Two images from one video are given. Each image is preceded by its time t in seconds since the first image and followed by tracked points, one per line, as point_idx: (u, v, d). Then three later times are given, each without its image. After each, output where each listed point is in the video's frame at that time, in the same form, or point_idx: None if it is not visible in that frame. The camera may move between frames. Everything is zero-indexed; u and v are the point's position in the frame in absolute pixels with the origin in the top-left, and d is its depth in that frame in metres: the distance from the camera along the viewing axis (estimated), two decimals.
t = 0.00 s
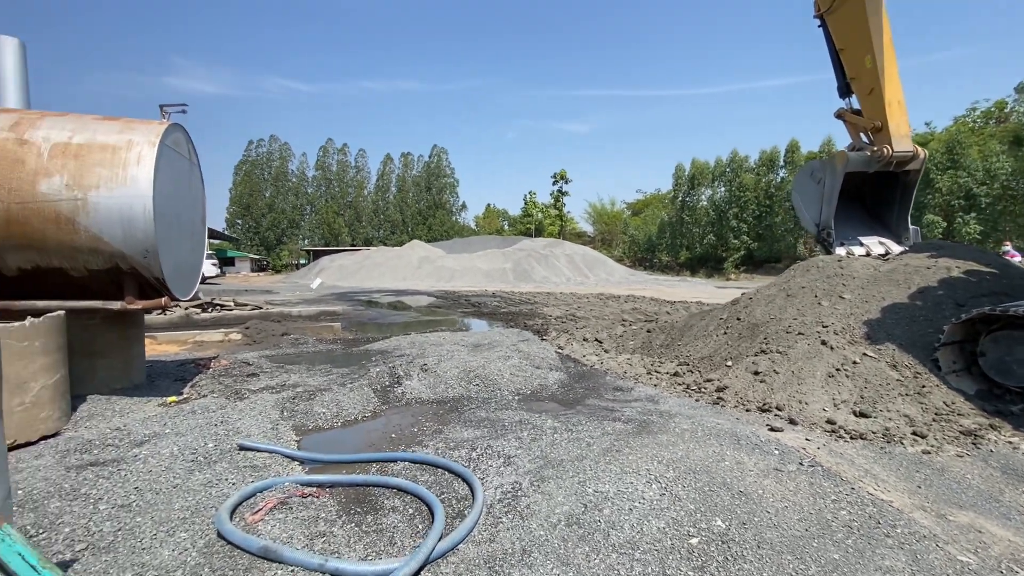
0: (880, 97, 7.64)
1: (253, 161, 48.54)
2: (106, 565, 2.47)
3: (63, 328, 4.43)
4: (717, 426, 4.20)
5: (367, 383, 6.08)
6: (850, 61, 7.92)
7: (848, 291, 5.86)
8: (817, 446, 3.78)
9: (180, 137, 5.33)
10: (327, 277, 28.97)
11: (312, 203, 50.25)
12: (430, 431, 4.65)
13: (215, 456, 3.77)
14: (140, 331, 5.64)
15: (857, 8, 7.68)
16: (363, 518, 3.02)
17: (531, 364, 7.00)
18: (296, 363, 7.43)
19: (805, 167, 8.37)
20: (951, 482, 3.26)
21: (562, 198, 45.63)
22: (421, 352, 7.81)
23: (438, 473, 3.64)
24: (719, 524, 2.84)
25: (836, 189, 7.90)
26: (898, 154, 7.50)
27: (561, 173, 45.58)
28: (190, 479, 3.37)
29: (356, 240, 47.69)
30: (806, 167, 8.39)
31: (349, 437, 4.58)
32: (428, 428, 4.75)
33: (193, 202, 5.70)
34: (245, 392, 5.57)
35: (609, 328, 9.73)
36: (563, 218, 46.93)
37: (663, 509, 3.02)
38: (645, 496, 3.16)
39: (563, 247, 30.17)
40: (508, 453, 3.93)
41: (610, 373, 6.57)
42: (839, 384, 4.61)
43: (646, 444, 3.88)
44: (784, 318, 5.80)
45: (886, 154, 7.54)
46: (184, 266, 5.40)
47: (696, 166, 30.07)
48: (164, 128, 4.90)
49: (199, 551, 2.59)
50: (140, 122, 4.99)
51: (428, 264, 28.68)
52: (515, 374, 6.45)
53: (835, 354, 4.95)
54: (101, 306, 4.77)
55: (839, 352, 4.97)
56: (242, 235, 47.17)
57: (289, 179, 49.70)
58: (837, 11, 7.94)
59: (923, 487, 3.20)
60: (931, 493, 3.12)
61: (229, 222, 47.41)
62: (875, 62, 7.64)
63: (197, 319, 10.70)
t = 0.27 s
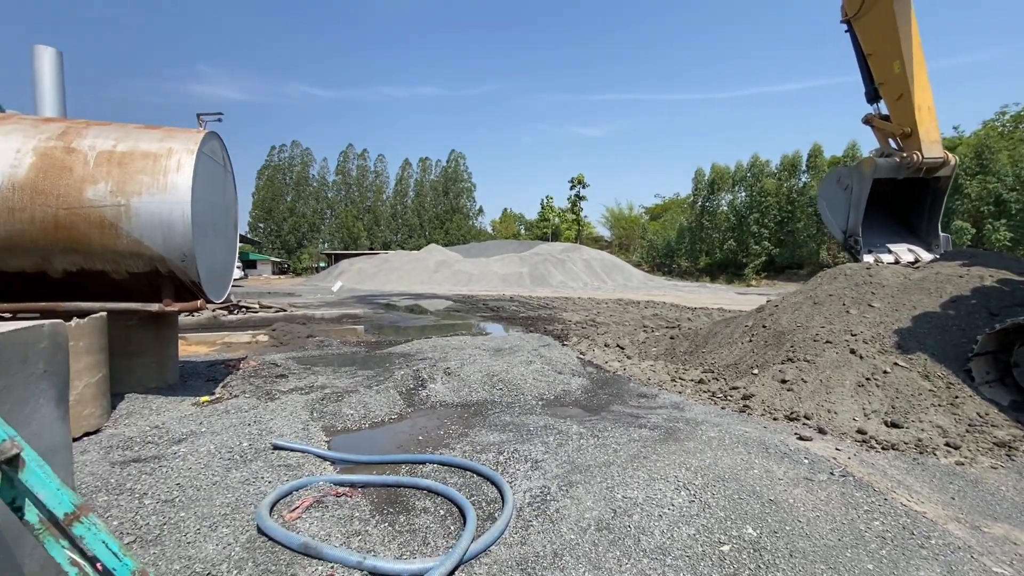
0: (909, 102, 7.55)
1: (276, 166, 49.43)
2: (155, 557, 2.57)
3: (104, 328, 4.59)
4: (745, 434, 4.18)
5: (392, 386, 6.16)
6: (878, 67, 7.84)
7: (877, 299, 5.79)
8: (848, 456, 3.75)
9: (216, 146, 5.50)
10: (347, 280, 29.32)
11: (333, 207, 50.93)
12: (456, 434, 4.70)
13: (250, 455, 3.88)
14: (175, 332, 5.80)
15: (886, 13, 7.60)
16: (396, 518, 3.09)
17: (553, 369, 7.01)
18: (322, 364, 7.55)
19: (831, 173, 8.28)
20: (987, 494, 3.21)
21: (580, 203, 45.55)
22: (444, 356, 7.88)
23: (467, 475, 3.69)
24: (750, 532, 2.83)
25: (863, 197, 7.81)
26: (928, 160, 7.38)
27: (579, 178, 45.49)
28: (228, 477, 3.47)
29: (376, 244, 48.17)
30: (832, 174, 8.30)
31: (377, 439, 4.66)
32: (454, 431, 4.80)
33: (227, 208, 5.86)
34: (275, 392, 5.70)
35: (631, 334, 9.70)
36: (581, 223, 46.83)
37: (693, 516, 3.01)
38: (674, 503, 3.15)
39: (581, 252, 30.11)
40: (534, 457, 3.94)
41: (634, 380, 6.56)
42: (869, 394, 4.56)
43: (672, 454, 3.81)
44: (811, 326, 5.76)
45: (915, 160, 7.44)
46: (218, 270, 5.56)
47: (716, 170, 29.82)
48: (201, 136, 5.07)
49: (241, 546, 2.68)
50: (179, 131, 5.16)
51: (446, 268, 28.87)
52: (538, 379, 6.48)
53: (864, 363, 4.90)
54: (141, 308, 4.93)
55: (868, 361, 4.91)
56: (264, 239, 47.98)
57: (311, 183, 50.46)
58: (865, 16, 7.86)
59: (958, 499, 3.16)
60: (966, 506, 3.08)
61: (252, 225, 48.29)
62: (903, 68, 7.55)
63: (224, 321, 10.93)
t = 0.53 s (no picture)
0: (922, 106, 7.50)
1: (286, 168, 49.84)
2: (175, 552, 2.62)
3: (122, 328, 4.66)
4: (756, 438, 4.17)
5: (403, 387, 6.21)
6: (891, 71, 7.81)
7: (890, 304, 5.77)
8: (861, 461, 3.74)
9: (232, 149, 5.58)
10: (356, 282, 29.49)
11: (342, 210, 51.24)
12: (467, 435, 4.73)
13: (266, 453, 3.93)
14: (189, 332, 5.88)
15: (899, 16, 7.56)
16: (410, 517, 3.11)
17: (563, 372, 7.02)
18: (333, 365, 7.62)
19: (843, 177, 8.25)
20: (1003, 501, 3.20)
21: (588, 206, 45.53)
22: (454, 358, 7.92)
23: (479, 476, 3.71)
24: (763, 536, 2.83)
25: (876, 201, 7.77)
26: (942, 164, 7.34)
27: (587, 181, 45.43)
28: (245, 475, 3.53)
29: (384, 246, 48.39)
30: (844, 178, 8.26)
31: (389, 439, 4.69)
32: (465, 433, 4.83)
33: (242, 211, 5.94)
34: (288, 392, 5.76)
35: (640, 338, 9.69)
36: (589, 226, 46.78)
37: (705, 519, 3.02)
38: (686, 506, 3.16)
39: (589, 255, 30.09)
40: (545, 459, 3.96)
41: (643, 383, 6.56)
42: (882, 399, 4.54)
43: (684, 454, 3.88)
44: (823, 330, 5.74)
45: (929, 164, 7.39)
46: (233, 271, 5.63)
47: (725, 174, 29.72)
48: (218, 140, 5.15)
49: (260, 543, 2.72)
50: (197, 135, 5.25)
51: (454, 271, 28.94)
52: (548, 381, 6.50)
53: (877, 368, 4.89)
54: (158, 308, 5.01)
55: (881, 366, 4.90)
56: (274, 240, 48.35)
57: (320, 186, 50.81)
58: (878, 19, 7.82)
59: (972, 505, 3.15)
60: (982, 512, 3.06)
61: (262, 227, 48.67)
62: (917, 72, 7.51)
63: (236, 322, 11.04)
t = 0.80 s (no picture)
0: (918, 110, 7.55)
1: (283, 168, 49.76)
2: (173, 553, 2.62)
3: (120, 327, 4.65)
4: (753, 439, 4.19)
5: (401, 387, 6.21)
6: (886, 75, 7.87)
7: (886, 306, 5.80)
8: (857, 462, 3.76)
9: (231, 149, 5.57)
10: (352, 282, 29.46)
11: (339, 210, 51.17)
12: (465, 436, 4.74)
13: (264, 453, 3.93)
14: (187, 332, 5.87)
15: (895, 19, 7.61)
16: (408, 517, 3.12)
17: (560, 373, 7.04)
18: (330, 366, 7.61)
19: (838, 180, 8.29)
20: (997, 501, 3.22)
21: (585, 207, 45.57)
22: (452, 358, 7.92)
23: (477, 477, 3.72)
24: (759, 536, 2.85)
25: (872, 203, 7.82)
26: (937, 167, 7.39)
27: (585, 182, 45.50)
28: (243, 475, 3.53)
29: (381, 246, 48.34)
30: (840, 180, 8.31)
31: (387, 440, 4.70)
32: (463, 433, 4.83)
33: (240, 211, 5.93)
34: (286, 393, 5.76)
35: (637, 339, 9.70)
36: (586, 227, 46.82)
37: (703, 520, 3.03)
38: (684, 506, 3.17)
39: (586, 256, 30.13)
40: (543, 460, 3.97)
41: (641, 384, 6.58)
42: (877, 401, 4.57)
43: (681, 455, 3.90)
44: (819, 332, 5.77)
45: (924, 167, 7.44)
46: (232, 271, 5.63)
47: (722, 176, 29.79)
48: (217, 140, 5.15)
49: (258, 543, 2.73)
50: (195, 135, 5.25)
51: (450, 271, 28.94)
52: (546, 382, 6.51)
53: (873, 369, 4.92)
54: (156, 308, 5.00)
55: (877, 367, 4.93)
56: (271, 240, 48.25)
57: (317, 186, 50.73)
58: (874, 23, 7.87)
59: (967, 506, 3.17)
60: (977, 513, 3.09)
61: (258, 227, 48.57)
62: (912, 76, 7.58)
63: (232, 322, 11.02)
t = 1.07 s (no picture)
0: (900, 111, 7.66)
1: (269, 166, 49.28)
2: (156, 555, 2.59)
3: (101, 326, 4.58)
4: (739, 436, 4.23)
5: (389, 386, 6.18)
6: (871, 77, 8.00)
7: (869, 305, 5.89)
8: (840, 458, 3.82)
9: (216, 145, 5.51)
10: (340, 281, 29.26)
11: (326, 208, 50.79)
12: (454, 434, 4.73)
13: (250, 454, 3.90)
14: (170, 330, 5.79)
15: (879, 22, 7.71)
16: (396, 517, 3.11)
17: (549, 371, 7.05)
18: (317, 365, 7.56)
19: (823, 180, 8.42)
20: (976, 496, 3.29)
21: (574, 207, 45.68)
22: (440, 357, 7.90)
23: (466, 475, 3.72)
24: (745, 532, 2.88)
25: (855, 203, 7.93)
26: (918, 168, 7.51)
27: (574, 181, 45.61)
28: (228, 475, 3.49)
29: (369, 245, 48.07)
30: (825, 181, 8.43)
31: (375, 439, 4.68)
32: (451, 432, 4.83)
33: (226, 208, 5.86)
34: (273, 392, 5.71)
35: (625, 337, 9.75)
36: (575, 226, 46.94)
37: (689, 516, 3.06)
38: (670, 503, 3.19)
39: (575, 255, 30.22)
40: (532, 458, 3.98)
41: (628, 382, 6.62)
42: (860, 397, 4.64)
43: (668, 452, 3.93)
44: (804, 330, 5.84)
45: (906, 168, 7.57)
46: (216, 269, 5.56)
47: (709, 176, 30.03)
48: (201, 136, 5.08)
49: (244, 544, 2.70)
50: (179, 130, 5.18)
51: (439, 270, 28.86)
52: (534, 380, 6.52)
53: (856, 367, 4.99)
54: (138, 307, 4.93)
55: (860, 365, 5.00)
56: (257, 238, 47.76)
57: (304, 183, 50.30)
58: (858, 25, 7.97)
59: (947, 500, 3.23)
60: (956, 507, 3.15)
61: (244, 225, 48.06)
62: (895, 78, 7.70)
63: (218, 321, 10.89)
